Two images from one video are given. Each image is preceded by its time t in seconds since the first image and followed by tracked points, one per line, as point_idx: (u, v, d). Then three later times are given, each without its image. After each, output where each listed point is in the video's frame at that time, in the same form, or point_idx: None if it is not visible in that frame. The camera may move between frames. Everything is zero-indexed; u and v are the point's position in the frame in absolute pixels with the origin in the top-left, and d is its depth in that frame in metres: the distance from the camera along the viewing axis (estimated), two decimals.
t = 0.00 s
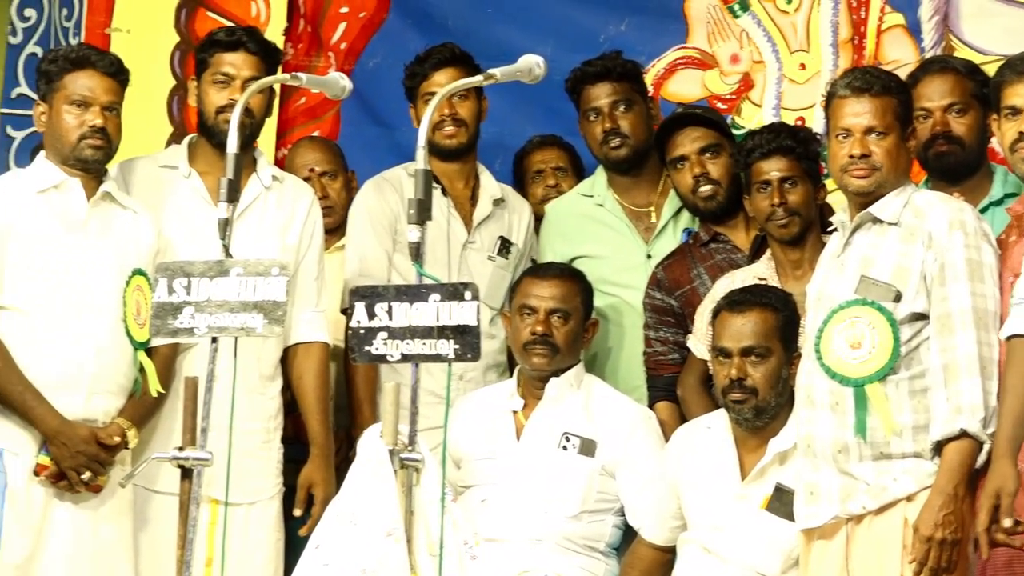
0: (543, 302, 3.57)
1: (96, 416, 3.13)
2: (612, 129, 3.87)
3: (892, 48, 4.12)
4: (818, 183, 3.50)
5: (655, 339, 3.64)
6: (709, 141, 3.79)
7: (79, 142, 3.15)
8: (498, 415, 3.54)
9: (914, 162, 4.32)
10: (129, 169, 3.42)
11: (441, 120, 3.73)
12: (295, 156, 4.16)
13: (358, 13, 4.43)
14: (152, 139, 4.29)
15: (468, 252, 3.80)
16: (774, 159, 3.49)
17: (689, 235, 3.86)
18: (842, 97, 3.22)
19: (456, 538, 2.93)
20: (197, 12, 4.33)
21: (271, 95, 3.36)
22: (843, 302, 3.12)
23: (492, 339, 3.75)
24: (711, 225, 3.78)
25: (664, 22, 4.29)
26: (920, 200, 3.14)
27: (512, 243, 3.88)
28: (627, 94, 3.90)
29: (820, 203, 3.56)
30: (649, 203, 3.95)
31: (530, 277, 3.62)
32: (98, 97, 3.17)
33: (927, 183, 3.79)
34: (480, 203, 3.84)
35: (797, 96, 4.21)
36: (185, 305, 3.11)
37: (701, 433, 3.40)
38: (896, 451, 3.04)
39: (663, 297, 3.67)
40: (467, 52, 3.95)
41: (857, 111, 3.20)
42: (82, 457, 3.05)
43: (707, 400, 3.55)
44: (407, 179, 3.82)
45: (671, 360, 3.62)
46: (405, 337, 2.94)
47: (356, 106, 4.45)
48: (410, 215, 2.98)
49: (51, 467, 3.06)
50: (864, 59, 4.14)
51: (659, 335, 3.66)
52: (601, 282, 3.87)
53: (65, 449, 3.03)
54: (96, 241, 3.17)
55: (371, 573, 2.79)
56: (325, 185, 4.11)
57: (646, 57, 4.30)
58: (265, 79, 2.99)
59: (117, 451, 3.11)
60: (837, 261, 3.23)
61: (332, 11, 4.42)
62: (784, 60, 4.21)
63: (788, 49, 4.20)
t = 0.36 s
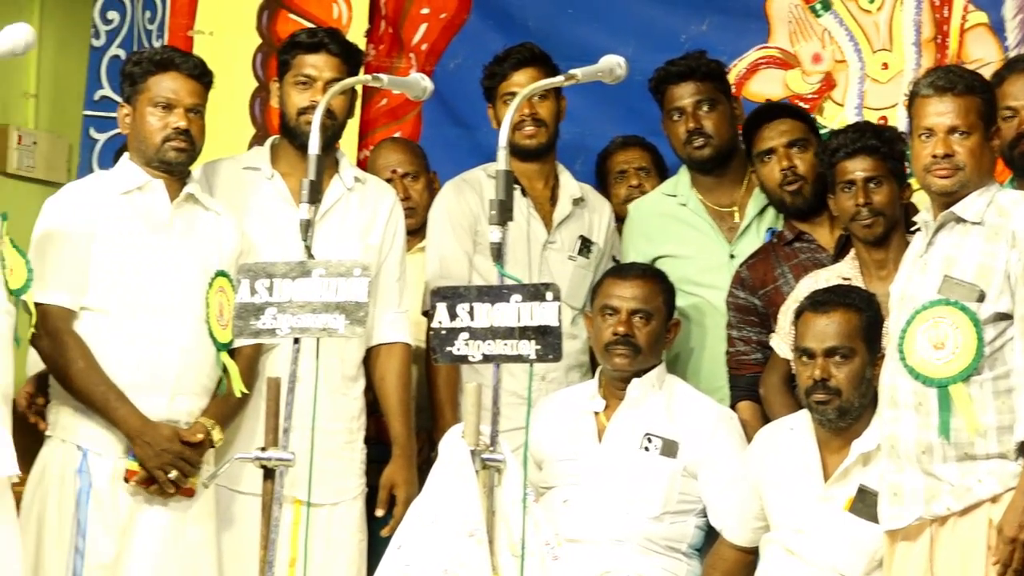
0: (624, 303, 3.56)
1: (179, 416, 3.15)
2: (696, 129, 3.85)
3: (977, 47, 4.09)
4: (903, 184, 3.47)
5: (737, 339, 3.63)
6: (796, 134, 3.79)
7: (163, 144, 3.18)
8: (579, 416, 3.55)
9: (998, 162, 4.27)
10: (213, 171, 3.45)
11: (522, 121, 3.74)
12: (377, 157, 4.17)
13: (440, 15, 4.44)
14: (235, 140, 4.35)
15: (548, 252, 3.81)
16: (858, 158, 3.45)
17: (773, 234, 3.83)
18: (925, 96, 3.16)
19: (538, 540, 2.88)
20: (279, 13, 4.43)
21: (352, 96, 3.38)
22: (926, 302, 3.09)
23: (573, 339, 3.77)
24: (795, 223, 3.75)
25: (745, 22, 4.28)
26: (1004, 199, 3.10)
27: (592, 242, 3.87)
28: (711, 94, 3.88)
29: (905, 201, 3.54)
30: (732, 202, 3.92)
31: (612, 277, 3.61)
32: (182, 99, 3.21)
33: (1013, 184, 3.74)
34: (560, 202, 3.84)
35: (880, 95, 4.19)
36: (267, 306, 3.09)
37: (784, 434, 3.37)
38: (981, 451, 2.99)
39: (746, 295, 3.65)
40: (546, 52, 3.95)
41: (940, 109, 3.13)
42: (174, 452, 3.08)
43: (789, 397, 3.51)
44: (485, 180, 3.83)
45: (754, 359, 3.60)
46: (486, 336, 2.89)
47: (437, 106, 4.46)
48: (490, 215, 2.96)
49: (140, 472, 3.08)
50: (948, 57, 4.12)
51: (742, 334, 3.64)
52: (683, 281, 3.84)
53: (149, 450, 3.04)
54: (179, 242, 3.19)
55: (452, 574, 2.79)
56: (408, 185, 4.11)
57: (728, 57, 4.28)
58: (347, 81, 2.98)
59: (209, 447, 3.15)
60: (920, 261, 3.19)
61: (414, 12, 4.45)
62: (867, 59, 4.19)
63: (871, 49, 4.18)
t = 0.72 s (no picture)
0: (671, 303, 3.59)
1: (228, 415, 3.11)
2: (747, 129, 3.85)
3: None
4: (954, 184, 3.47)
5: (787, 338, 3.62)
6: (849, 133, 3.76)
7: (212, 143, 3.19)
8: (626, 416, 3.58)
9: None
10: (260, 171, 3.46)
11: (571, 120, 3.73)
12: (422, 158, 4.20)
13: (487, 14, 4.46)
14: (283, 140, 4.46)
15: (595, 252, 3.82)
16: (910, 158, 3.45)
17: (822, 234, 3.82)
18: (973, 96, 3.14)
19: (584, 539, 2.82)
20: (327, 14, 4.51)
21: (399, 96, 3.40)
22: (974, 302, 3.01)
23: (620, 339, 3.80)
24: (847, 221, 3.72)
25: (793, 22, 4.27)
26: None
27: (639, 242, 3.90)
28: (762, 95, 3.88)
29: (957, 203, 3.52)
30: (783, 203, 3.91)
31: (658, 277, 3.65)
32: (230, 99, 3.22)
33: None
34: (607, 202, 3.86)
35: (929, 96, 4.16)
36: (314, 306, 3.02)
37: (832, 435, 3.36)
38: None
39: (796, 294, 3.65)
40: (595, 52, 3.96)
41: (987, 110, 3.12)
42: (284, 507, 3.18)
43: (838, 398, 3.50)
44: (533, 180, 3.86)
45: (803, 359, 3.60)
46: (533, 337, 2.79)
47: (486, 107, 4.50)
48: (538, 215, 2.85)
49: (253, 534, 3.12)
50: (997, 57, 4.07)
51: (791, 333, 3.63)
52: (732, 282, 3.85)
53: (133, 477, 2.97)
54: (229, 241, 3.19)
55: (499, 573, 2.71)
56: (453, 187, 4.13)
57: (777, 56, 4.27)
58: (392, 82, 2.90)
59: (291, 487, 3.28)
60: (968, 261, 3.15)
61: (462, 12, 4.47)
62: (915, 59, 4.17)
63: (919, 48, 4.16)
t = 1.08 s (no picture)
0: (698, 303, 3.63)
1: (260, 415, 3.15)
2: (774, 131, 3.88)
3: None
4: (980, 185, 3.50)
5: (813, 338, 3.66)
6: (874, 137, 3.77)
7: (244, 145, 3.23)
8: (654, 415, 3.63)
9: None
10: (292, 174, 3.51)
11: (600, 122, 3.77)
12: (449, 162, 4.23)
13: (516, 17, 4.52)
14: (315, 141, 4.50)
15: (623, 252, 3.86)
16: (937, 159, 3.48)
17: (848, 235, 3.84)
18: (997, 98, 3.16)
19: (612, 537, 2.80)
20: (358, 18, 4.54)
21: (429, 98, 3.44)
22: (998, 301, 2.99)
23: (648, 339, 3.84)
24: (874, 223, 3.75)
25: (819, 25, 4.31)
26: None
27: (667, 243, 3.93)
28: (790, 97, 3.91)
29: (983, 204, 3.55)
30: (809, 204, 3.94)
31: (686, 278, 3.69)
32: (262, 101, 3.27)
33: None
34: (636, 203, 3.89)
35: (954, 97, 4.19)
36: (344, 306, 3.01)
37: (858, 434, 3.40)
38: None
39: (823, 294, 3.69)
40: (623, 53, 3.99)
41: (1011, 111, 3.14)
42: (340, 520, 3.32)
43: (865, 398, 3.53)
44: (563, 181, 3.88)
45: (829, 359, 3.63)
46: (561, 338, 2.79)
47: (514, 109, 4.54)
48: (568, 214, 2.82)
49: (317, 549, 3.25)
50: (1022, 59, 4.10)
51: (818, 333, 3.67)
52: (759, 282, 3.89)
53: (130, 481, 3.02)
54: (262, 242, 3.23)
55: (527, 570, 2.70)
56: (480, 190, 4.17)
57: (802, 58, 4.31)
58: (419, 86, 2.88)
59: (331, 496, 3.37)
60: (990, 262, 3.15)
61: (491, 15, 4.53)
62: (941, 61, 4.20)
63: (944, 50, 4.19)
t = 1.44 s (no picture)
0: (717, 301, 3.85)
1: (309, 406, 3.37)
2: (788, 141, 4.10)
3: None
4: (979, 191, 3.71)
5: (825, 335, 3.88)
6: (883, 147, 3.98)
7: (293, 155, 3.47)
8: (676, 407, 3.86)
9: None
10: (338, 182, 3.75)
11: (623, 133, 3.99)
12: (482, 173, 4.46)
13: (547, 35, 4.78)
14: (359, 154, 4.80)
15: (645, 254, 4.08)
16: (939, 166, 3.69)
17: (857, 239, 4.06)
18: (998, 110, 3.35)
19: (635, 521, 3.00)
20: (398, 36, 4.81)
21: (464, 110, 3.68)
22: (999, 300, 3.18)
23: (669, 335, 4.08)
24: (882, 227, 3.96)
25: (830, 41, 4.53)
26: None
27: (686, 246, 4.16)
28: (803, 108, 4.13)
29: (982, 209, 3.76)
30: (822, 209, 4.17)
31: (706, 278, 3.90)
32: (310, 114, 3.50)
33: None
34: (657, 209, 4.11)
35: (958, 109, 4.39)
36: (386, 305, 3.20)
37: (865, 425, 3.61)
38: None
39: (834, 294, 3.90)
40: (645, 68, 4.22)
41: (1012, 121, 3.32)
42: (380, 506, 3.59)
43: (874, 390, 3.75)
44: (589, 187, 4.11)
45: (840, 354, 3.85)
46: (589, 334, 2.99)
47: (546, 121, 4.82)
48: (592, 220, 3.00)
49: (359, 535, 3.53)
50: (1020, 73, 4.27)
51: (829, 330, 3.89)
52: (775, 282, 4.11)
53: (191, 468, 3.26)
54: (309, 246, 3.47)
55: (556, 552, 2.85)
56: (510, 202, 4.40)
57: (815, 72, 4.53)
58: (457, 98, 3.05)
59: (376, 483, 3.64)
60: (991, 264, 3.34)
61: (523, 33, 4.79)
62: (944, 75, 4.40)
63: (948, 64, 4.39)
